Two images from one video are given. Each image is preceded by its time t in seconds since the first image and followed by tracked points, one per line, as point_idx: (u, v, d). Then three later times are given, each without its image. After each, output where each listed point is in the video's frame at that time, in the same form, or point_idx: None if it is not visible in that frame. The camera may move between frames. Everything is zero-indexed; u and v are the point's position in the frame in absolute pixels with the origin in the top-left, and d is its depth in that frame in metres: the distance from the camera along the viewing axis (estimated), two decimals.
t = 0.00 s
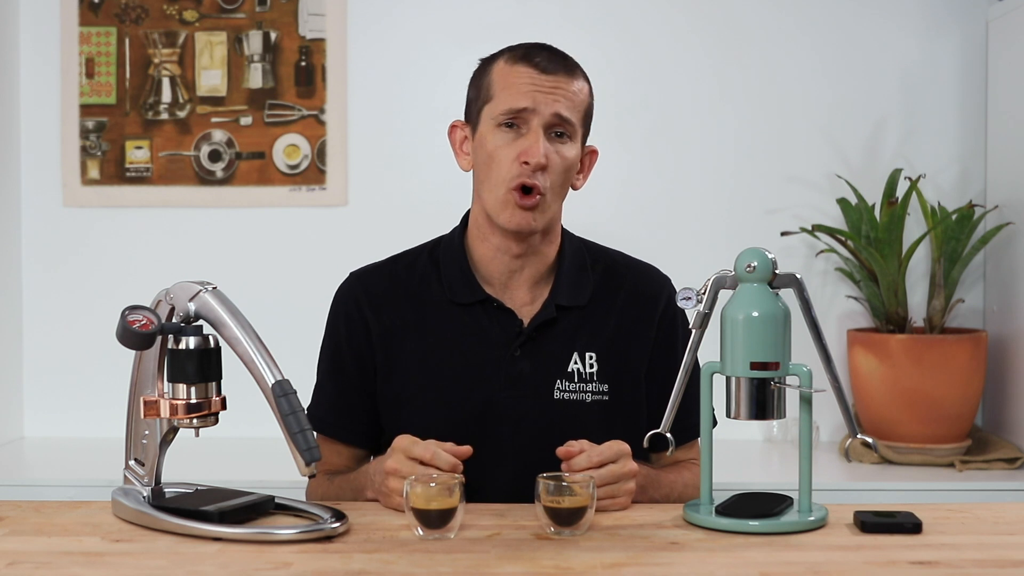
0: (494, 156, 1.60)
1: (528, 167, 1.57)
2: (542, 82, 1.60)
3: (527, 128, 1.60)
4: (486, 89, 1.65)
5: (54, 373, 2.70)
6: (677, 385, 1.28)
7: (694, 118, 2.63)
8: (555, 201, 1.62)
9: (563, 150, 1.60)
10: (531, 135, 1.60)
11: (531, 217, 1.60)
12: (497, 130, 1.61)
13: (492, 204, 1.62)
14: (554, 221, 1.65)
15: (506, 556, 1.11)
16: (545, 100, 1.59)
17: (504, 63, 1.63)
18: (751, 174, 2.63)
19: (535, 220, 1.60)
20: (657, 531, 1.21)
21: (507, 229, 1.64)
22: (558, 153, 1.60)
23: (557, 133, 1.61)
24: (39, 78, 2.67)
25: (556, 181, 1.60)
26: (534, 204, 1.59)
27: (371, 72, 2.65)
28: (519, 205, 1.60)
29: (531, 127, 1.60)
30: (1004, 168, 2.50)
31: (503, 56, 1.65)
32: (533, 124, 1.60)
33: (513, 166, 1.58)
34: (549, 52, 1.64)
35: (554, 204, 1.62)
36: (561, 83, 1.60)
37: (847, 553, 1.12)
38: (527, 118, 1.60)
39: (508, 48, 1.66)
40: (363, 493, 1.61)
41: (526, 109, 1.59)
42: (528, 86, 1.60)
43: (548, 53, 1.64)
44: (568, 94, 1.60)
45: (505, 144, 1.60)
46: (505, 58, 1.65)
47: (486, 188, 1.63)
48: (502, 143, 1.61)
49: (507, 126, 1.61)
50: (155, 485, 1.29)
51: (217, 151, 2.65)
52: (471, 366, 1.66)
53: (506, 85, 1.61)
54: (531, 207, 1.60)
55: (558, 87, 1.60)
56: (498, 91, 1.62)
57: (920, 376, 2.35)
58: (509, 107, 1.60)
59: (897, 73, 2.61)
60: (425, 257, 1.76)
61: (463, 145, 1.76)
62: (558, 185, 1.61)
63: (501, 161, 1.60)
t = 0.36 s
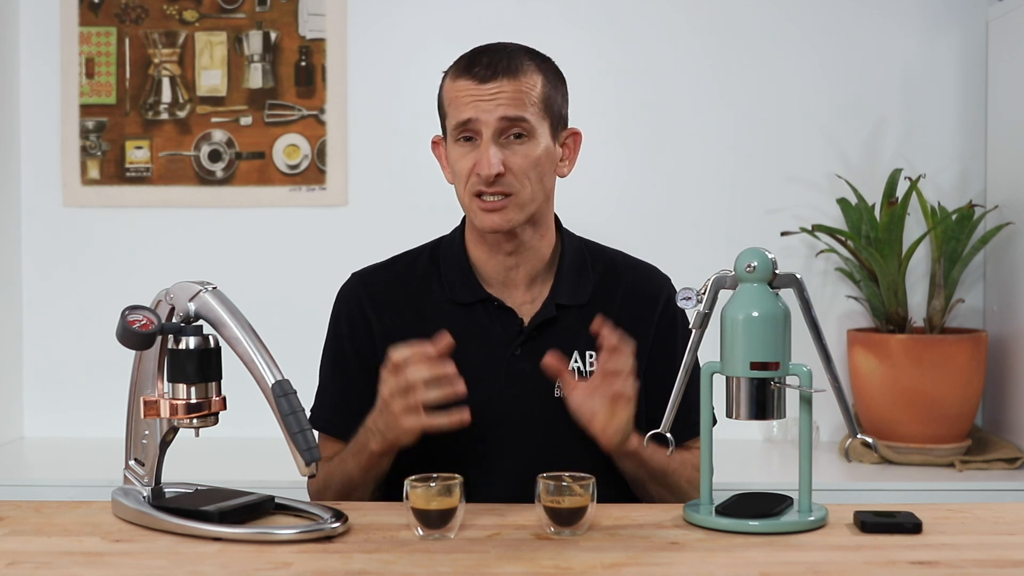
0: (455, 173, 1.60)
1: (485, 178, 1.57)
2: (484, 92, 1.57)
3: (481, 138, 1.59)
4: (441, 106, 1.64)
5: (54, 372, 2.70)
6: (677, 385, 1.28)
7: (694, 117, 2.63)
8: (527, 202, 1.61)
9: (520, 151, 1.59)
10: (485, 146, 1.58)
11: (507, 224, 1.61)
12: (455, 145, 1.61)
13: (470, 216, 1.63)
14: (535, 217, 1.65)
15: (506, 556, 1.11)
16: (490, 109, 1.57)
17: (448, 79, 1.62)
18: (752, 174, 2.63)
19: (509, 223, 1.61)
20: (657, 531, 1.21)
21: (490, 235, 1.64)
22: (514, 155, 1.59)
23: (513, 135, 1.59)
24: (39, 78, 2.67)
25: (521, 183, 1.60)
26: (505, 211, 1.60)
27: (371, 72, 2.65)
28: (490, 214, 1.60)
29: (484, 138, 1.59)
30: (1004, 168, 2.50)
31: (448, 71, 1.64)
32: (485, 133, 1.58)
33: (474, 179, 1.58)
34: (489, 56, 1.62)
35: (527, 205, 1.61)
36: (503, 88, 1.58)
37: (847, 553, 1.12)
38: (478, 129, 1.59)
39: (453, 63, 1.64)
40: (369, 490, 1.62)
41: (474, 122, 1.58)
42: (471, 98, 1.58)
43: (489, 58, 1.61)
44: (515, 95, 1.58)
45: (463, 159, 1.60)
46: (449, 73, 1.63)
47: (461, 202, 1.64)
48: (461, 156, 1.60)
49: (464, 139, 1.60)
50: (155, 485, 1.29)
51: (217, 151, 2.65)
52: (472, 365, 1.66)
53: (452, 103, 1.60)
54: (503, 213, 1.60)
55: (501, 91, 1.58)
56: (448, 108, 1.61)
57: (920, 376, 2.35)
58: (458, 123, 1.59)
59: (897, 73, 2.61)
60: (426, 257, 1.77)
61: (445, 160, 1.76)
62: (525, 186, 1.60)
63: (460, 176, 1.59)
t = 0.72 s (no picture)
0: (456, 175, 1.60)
1: (486, 181, 1.57)
2: (483, 94, 1.57)
3: (481, 140, 1.59)
4: (439, 108, 1.64)
5: (54, 372, 2.70)
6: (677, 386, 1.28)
7: (695, 117, 2.63)
8: (527, 203, 1.61)
9: (519, 153, 1.59)
10: (484, 148, 1.58)
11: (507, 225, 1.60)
12: (454, 147, 1.61)
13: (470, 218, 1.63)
14: (534, 217, 1.65)
15: (506, 556, 1.11)
16: (490, 111, 1.57)
17: (446, 81, 1.62)
18: (751, 175, 2.63)
19: (510, 225, 1.61)
20: (657, 531, 1.21)
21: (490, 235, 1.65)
22: (515, 157, 1.59)
23: (512, 137, 1.59)
24: (39, 78, 2.67)
25: (520, 185, 1.59)
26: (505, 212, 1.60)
27: (372, 72, 2.65)
28: (492, 216, 1.60)
29: (484, 140, 1.59)
30: (1004, 168, 2.50)
31: (445, 72, 1.63)
32: (485, 135, 1.58)
33: (475, 182, 1.58)
34: (486, 57, 1.61)
35: (527, 206, 1.61)
36: (502, 91, 1.57)
37: (847, 553, 1.12)
38: (478, 131, 1.59)
39: (449, 64, 1.64)
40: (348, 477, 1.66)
41: (474, 124, 1.58)
42: (470, 100, 1.58)
43: (486, 59, 1.61)
44: (513, 97, 1.58)
45: (463, 161, 1.60)
46: (446, 75, 1.63)
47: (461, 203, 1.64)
48: (461, 158, 1.60)
49: (463, 141, 1.60)
50: (155, 485, 1.29)
51: (217, 151, 2.65)
52: (470, 365, 1.67)
53: (451, 105, 1.59)
54: (504, 215, 1.60)
55: (500, 93, 1.57)
56: (446, 110, 1.61)
57: (920, 376, 2.35)
58: (458, 125, 1.59)
59: (897, 73, 2.61)
60: (422, 259, 1.77)
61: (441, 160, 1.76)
62: (525, 187, 1.60)
63: (461, 178, 1.60)
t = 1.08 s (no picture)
0: (456, 173, 1.60)
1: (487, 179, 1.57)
2: (483, 92, 1.57)
3: (482, 138, 1.59)
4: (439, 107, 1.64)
5: (53, 372, 2.70)
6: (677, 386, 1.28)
7: (694, 117, 2.63)
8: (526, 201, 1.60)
9: (519, 151, 1.58)
10: (485, 146, 1.58)
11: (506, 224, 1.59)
12: (454, 145, 1.60)
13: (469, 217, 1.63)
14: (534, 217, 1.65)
15: (506, 556, 1.11)
16: (491, 109, 1.57)
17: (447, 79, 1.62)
18: (751, 175, 2.63)
19: (510, 223, 1.60)
20: (657, 531, 1.21)
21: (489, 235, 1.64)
22: (515, 155, 1.58)
23: (512, 135, 1.59)
24: (39, 79, 2.67)
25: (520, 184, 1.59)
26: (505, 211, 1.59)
27: (372, 72, 2.65)
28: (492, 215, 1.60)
29: (484, 138, 1.58)
30: (1004, 168, 2.50)
31: (446, 70, 1.63)
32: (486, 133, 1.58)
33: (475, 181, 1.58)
34: (486, 56, 1.61)
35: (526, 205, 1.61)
36: (502, 88, 1.57)
37: (847, 553, 1.12)
38: (478, 129, 1.58)
39: (449, 62, 1.64)
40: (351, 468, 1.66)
41: (475, 122, 1.58)
42: (471, 98, 1.58)
43: (486, 57, 1.61)
44: (514, 95, 1.58)
45: (464, 159, 1.59)
46: (447, 73, 1.62)
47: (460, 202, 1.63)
48: (461, 157, 1.60)
49: (463, 139, 1.60)
50: (155, 485, 1.29)
51: (217, 151, 2.65)
52: (469, 364, 1.67)
53: (451, 103, 1.59)
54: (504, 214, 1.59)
55: (501, 91, 1.57)
56: (447, 108, 1.61)
57: (920, 376, 2.35)
58: (458, 123, 1.59)
59: (897, 73, 2.61)
60: (422, 259, 1.76)
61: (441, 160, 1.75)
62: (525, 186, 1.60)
63: (461, 176, 1.59)
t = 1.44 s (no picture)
0: (458, 173, 1.60)
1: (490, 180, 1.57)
2: (489, 93, 1.57)
3: (486, 139, 1.59)
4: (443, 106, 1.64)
5: (53, 372, 2.70)
6: (677, 386, 1.28)
7: (694, 117, 2.63)
8: (528, 202, 1.61)
9: (523, 153, 1.59)
10: (489, 147, 1.58)
11: (508, 224, 1.60)
12: (458, 145, 1.60)
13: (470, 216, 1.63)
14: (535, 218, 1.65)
15: (506, 556, 1.11)
16: (497, 110, 1.57)
17: (453, 78, 1.62)
18: (751, 175, 2.63)
19: (511, 223, 1.60)
20: (657, 531, 1.21)
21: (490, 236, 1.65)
22: (519, 157, 1.59)
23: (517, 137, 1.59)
24: (39, 79, 2.67)
25: (523, 186, 1.60)
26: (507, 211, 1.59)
27: (371, 72, 2.65)
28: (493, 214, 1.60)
29: (489, 138, 1.59)
30: (1004, 168, 2.50)
31: (452, 69, 1.63)
32: (490, 134, 1.59)
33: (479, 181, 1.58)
34: (493, 56, 1.61)
35: (529, 207, 1.61)
36: (508, 89, 1.57)
37: (847, 553, 1.12)
38: (483, 129, 1.59)
39: (455, 60, 1.64)
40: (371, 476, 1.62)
41: (480, 123, 1.58)
42: (477, 99, 1.58)
43: (493, 58, 1.61)
44: (519, 98, 1.58)
45: (468, 160, 1.59)
46: (453, 72, 1.63)
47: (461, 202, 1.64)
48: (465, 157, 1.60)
49: (467, 140, 1.60)
50: (155, 485, 1.29)
51: (217, 151, 2.65)
52: (470, 362, 1.67)
53: (456, 102, 1.59)
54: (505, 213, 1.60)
55: (507, 93, 1.57)
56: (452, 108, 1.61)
57: (920, 375, 2.35)
58: (463, 122, 1.59)
59: (897, 73, 2.61)
60: (422, 257, 1.76)
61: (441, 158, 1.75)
62: (527, 187, 1.60)
63: (464, 176, 1.59)
